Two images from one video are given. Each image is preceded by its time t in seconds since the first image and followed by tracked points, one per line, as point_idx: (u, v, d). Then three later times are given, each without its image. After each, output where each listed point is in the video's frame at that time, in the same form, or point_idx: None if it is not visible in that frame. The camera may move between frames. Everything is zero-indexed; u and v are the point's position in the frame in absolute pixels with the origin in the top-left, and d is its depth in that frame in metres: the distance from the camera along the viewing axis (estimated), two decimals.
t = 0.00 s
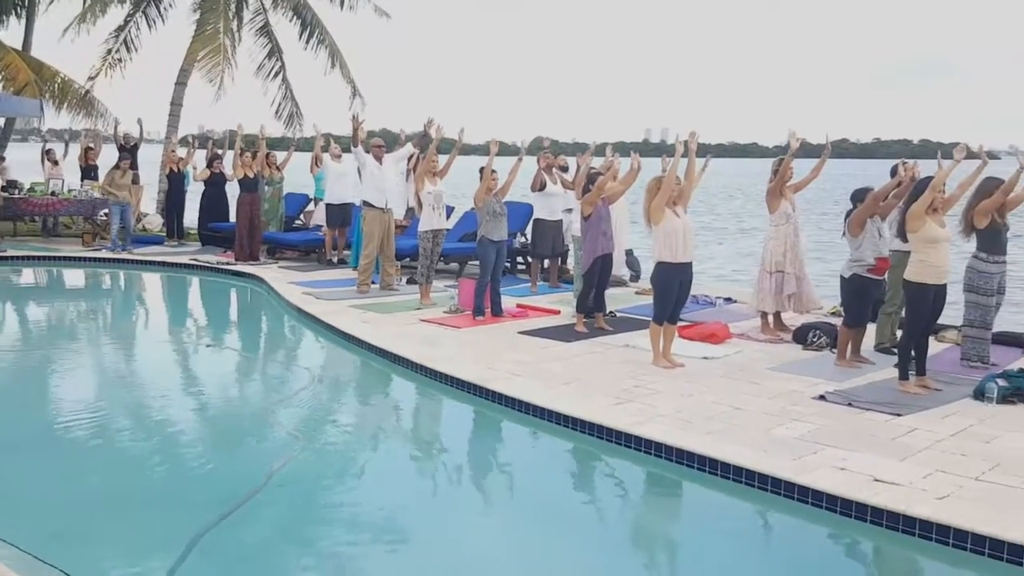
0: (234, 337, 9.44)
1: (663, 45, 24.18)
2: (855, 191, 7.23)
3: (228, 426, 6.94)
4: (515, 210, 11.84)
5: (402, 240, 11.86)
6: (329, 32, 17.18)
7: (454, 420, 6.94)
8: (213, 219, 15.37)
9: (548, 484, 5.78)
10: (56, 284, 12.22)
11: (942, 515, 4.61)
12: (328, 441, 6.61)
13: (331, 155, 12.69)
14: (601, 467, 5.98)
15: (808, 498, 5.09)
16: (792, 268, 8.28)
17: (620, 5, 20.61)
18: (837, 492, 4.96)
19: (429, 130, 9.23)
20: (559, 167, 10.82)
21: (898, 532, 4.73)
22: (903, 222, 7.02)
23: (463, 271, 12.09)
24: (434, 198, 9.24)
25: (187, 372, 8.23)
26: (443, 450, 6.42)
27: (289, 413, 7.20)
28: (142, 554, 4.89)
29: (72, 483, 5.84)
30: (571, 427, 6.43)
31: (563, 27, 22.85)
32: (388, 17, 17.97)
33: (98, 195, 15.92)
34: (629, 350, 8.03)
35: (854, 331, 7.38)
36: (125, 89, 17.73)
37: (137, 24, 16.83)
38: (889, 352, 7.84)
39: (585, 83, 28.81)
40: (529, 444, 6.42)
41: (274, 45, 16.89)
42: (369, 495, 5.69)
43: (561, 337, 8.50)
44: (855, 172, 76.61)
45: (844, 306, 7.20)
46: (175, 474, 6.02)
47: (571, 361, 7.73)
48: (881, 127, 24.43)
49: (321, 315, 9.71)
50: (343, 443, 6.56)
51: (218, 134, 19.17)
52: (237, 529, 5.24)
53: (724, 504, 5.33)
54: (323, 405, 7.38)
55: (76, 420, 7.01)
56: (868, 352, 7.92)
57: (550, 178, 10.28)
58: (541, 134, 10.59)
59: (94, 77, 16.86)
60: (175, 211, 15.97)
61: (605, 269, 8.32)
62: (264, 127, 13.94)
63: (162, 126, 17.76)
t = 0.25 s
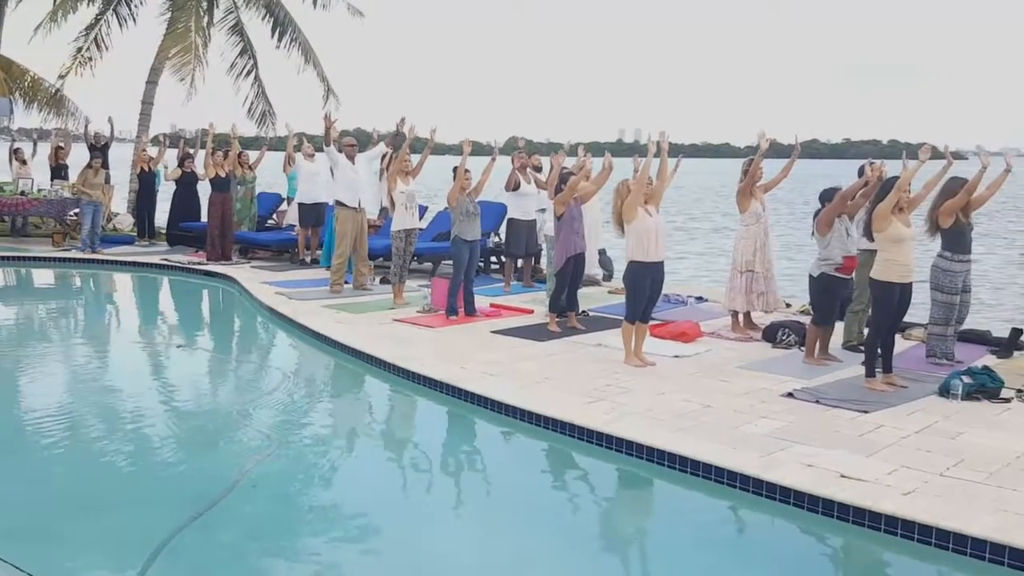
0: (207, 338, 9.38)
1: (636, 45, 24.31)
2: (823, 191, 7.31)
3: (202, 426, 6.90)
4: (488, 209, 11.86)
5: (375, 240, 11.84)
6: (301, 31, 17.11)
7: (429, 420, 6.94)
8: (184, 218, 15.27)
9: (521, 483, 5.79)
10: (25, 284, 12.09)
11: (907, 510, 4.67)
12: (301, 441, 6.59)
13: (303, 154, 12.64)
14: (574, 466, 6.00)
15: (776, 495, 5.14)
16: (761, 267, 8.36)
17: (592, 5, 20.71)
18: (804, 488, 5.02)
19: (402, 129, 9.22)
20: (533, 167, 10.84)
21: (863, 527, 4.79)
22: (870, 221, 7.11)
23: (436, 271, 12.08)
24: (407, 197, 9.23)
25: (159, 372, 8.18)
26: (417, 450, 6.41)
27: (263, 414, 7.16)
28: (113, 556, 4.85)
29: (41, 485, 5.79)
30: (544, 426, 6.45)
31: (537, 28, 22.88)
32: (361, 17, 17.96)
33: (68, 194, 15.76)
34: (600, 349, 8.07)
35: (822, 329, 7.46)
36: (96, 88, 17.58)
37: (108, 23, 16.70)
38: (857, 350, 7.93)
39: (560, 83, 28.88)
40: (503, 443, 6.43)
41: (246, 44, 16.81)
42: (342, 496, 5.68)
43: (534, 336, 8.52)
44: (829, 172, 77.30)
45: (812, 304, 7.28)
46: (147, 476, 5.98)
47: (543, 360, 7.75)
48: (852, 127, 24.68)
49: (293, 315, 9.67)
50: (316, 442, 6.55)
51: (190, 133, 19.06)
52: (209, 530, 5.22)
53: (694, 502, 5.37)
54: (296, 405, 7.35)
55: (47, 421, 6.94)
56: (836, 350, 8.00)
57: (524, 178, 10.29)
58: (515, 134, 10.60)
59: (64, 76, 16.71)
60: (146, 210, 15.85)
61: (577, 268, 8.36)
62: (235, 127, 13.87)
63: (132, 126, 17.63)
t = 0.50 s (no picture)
0: (185, 338, 9.33)
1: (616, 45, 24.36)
2: (799, 191, 7.36)
3: (181, 427, 6.87)
4: (468, 209, 11.86)
5: (355, 240, 11.82)
6: (280, 30, 17.01)
7: (409, 420, 6.93)
8: (162, 218, 15.19)
9: (501, 482, 5.79)
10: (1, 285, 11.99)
11: (881, 508, 4.71)
12: (280, 442, 6.57)
13: (283, 154, 12.60)
14: (553, 465, 6.01)
15: (752, 493, 5.18)
16: (738, 267, 8.41)
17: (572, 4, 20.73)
18: (780, 486, 5.05)
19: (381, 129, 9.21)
20: (513, 168, 10.85)
21: (838, 524, 4.83)
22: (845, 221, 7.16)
23: (416, 271, 12.07)
24: (386, 196, 9.22)
25: (137, 373, 8.13)
26: (397, 450, 6.41)
27: (242, 414, 7.13)
28: (90, 557, 4.82)
29: (18, 486, 5.74)
30: (523, 425, 6.46)
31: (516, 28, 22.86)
32: (340, 16, 17.92)
33: (45, 194, 15.63)
34: (579, 349, 8.08)
35: (799, 327, 7.51)
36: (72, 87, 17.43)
37: (85, 22, 16.57)
38: (832, 349, 7.99)
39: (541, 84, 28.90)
40: (483, 443, 6.44)
41: (225, 43, 16.71)
42: (322, 496, 5.67)
43: (513, 335, 8.53)
44: (808, 170, 77.76)
45: (789, 303, 7.32)
46: (125, 476, 5.95)
47: (521, 359, 7.76)
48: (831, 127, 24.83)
49: (272, 315, 9.64)
50: (295, 442, 6.54)
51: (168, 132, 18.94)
52: (187, 530, 5.19)
53: (672, 500, 5.39)
54: (276, 405, 7.33)
55: (24, 422, 6.89)
56: (811, 348, 8.06)
57: (504, 178, 10.30)
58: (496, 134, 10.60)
59: (40, 75, 16.56)
60: (124, 210, 15.75)
61: (557, 268, 8.37)
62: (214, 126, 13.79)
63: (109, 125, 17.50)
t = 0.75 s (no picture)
0: (163, 339, 9.27)
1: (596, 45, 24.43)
2: (775, 189, 7.41)
3: (159, 428, 6.82)
4: (448, 209, 11.86)
5: (334, 239, 11.80)
6: (258, 28, 16.93)
7: (389, 420, 6.93)
8: (140, 218, 15.10)
9: (481, 482, 5.79)
10: None
11: (856, 504, 4.75)
12: (260, 443, 6.54)
13: (261, 153, 12.55)
14: (533, 464, 6.02)
15: (729, 490, 5.20)
16: (716, 266, 8.45)
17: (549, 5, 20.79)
18: (756, 483, 5.09)
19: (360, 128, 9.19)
20: (493, 167, 10.85)
21: (814, 521, 4.86)
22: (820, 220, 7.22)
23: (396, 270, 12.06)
24: (366, 196, 9.21)
25: (115, 374, 8.07)
26: (377, 450, 6.39)
27: (221, 415, 7.10)
28: (67, 559, 4.78)
29: None
30: (503, 425, 6.47)
31: (496, 28, 22.87)
32: (317, 16, 17.94)
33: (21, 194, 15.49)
34: (558, 348, 8.10)
35: (776, 326, 7.55)
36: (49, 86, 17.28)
37: (62, 20, 16.42)
38: (809, 347, 8.05)
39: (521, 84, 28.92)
40: (463, 442, 6.44)
41: (203, 42, 16.63)
42: (302, 496, 5.65)
43: (493, 335, 8.54)
44: (787, 170, 78.27)
45: (765, 302, 7.37)
46: (103, 478, 5.91)
47: (500, 358, 7.77)
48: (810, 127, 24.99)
49: (251, 315, 9.60)
50: (275, 443, 6.51)
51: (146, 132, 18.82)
52: (165, 531, 5.17)
53: (650, 498, 5.41)
54: (255, 406, 7.30)
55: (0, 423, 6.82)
56: (788, 346, 8.11)
57: (485, 177, 10.30)
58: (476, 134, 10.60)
59: (17, 74, 16.41)
60: (101, 209, 15.64)
61: (536, 267, 8.39)
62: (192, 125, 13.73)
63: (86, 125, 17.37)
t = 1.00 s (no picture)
0: (145, 338, 9.22)
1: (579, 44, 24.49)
2: (754, 187, 7.43)
3: (141, 427, 6.79)
4: (430, 207, 11.86)
5: (316, 238, 11.77)
6: (239, 26, 16.86)
7: (372, 418, 6.92)
8: (121, 217, 15.02)
9: (464, 480, 5.80)
10: None
11: (835, 500, 4.78)
12: (242, 442, 6.52)
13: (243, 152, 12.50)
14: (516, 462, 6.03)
15: (710, 486, 5.23)
16: (696, 264, 8.49)
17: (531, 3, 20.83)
18: (737, 480, 5.11)
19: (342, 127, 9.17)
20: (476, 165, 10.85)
21: (793, 516, 4.89)
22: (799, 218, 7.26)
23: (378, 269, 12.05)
24: (347, 194, 9.19)
25: (96, 374, 8.02)
26: (360, 449, 6.39)
27: (203, 415, 7.07)
28: (47, 559, 4.75)
29: None
30: (486, 423, 6.47)
31: (478, 26, 22.86)
32: (298, 14, 17.90)
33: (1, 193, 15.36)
34: (540, 345, 8.12)
35: (756, 323, 7.59)
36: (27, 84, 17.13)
37: (42, 17, 16.29)
38: (789, 344, 8.10)
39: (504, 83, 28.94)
40: (447, 441, 6.44)
41: (184, 39, 16.53)
42: (285, 495, 5.63)
43: (475, 333, 8.54)
44: (769, 167, 78.66)
45: (745, 299, 7.41)
46: (84, 478, 5.87)
47: (482, 356, 7.78)
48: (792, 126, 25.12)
49: (233, 314, 9.56)
50: (257, 442, 6.49)
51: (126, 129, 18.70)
52: (147, 531, 5.14)
53: (632, 495, 5.43)
54: (237, 405, 7.27)
55: None
56: (768, 344, 8.16)
57: (467, 176, 10.30)
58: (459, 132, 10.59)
59: None
60: (82, 208, 15.54)
61: (518, 265, 8.40)
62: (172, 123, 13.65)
63: (66, 122, 17.24)
